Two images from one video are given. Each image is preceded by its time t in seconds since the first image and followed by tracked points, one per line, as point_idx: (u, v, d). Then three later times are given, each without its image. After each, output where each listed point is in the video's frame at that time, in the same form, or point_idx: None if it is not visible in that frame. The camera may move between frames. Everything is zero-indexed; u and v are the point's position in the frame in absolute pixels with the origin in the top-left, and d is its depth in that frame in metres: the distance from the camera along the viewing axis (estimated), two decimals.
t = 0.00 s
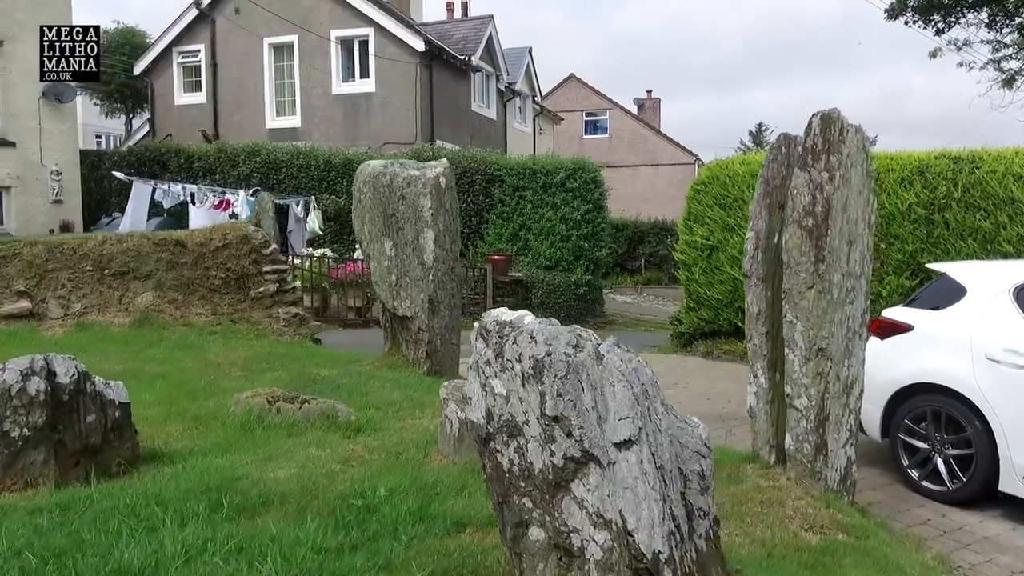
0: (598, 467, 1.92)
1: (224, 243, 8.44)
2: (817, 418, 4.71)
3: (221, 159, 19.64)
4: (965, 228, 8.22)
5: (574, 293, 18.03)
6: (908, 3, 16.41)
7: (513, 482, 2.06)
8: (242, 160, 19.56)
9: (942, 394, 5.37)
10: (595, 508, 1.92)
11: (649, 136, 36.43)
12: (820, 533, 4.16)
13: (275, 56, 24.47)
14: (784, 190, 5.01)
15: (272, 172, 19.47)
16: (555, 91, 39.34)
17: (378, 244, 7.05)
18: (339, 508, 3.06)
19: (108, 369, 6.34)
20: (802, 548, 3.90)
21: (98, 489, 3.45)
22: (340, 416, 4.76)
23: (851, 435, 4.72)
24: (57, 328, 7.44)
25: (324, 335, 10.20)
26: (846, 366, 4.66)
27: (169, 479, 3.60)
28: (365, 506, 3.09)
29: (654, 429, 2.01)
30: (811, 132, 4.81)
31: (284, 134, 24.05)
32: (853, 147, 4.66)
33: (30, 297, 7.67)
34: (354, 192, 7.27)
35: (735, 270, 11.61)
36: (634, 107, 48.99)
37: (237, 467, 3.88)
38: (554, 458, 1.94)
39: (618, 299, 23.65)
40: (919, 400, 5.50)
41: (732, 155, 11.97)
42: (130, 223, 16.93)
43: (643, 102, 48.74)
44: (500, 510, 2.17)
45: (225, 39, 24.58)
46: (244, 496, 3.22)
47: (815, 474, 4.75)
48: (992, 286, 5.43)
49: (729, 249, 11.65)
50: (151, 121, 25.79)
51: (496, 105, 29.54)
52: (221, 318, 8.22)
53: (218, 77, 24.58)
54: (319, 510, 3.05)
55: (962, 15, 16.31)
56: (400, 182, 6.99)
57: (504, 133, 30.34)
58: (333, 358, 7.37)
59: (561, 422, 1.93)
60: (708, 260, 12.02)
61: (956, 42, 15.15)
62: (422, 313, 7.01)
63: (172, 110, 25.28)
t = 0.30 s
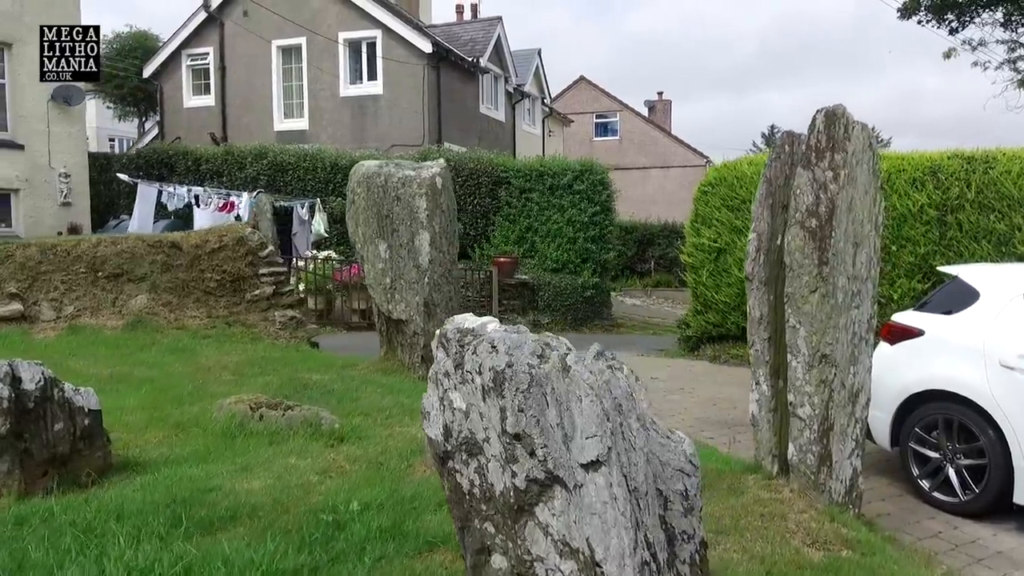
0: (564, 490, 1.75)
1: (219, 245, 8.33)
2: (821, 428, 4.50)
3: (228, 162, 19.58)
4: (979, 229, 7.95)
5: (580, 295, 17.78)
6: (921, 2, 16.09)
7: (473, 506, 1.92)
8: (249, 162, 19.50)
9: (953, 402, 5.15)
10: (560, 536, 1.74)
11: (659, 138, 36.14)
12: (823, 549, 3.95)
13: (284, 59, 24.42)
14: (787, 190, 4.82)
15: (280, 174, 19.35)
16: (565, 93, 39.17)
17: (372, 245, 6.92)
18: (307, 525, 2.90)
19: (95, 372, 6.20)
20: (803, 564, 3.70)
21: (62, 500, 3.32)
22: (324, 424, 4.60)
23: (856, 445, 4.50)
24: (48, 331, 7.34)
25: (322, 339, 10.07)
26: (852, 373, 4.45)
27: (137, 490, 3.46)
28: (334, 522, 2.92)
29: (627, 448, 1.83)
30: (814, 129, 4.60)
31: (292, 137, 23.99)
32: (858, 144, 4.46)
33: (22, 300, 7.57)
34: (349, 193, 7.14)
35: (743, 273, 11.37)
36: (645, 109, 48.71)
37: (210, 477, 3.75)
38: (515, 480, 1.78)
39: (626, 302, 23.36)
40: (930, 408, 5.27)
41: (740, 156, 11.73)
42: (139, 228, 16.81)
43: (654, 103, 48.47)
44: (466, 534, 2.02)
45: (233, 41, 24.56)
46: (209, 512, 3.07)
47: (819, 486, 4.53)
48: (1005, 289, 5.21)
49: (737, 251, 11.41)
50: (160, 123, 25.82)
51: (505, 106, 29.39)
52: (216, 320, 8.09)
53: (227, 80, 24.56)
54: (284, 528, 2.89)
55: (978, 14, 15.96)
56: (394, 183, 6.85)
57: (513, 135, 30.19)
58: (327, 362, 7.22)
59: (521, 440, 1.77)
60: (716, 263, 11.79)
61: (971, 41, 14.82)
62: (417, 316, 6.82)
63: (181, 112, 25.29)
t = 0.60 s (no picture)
0: (532, 542, 1.58)
1: (216, 253, 8.17)
2: (833, 449, 4.24)
3: (236, 168, 19.50)
4: (998, 236, 7.66)
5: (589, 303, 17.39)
6: (936, 5, 15.77)
7: (434, 556, 1.80)
8: (257, 168, 19.42)
9: (972, 418, 4.88)
10: None
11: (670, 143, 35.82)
12: None
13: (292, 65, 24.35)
14: (795, 197, 4.59)
15: (286, 181, 19.26)
16: (575, 99, 38.98)
17: (367, 254, 6.72)
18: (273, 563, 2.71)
19: (82, 384, 6.03)
20: None
21: (20, 527, 3.13)
22: (308, 443, 4.42)
23: (869, 467, 4.26)
24: (39, 341, 7.20)
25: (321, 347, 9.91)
26: (865, 392, 4.21)
27: (102, 515, 3.28)
28: (302, 558, 2.72)
29: (605, 494, 1.67)
30: (823, 133, 4.36)
31: (300, 143, 23.91)
32: (871, 148, 4.22)
33: (14, 308, 7.44)
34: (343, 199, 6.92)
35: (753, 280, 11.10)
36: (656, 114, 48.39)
37: (182, 501, 3.56)
38: (478, 531, 1.62)
39: (636, 309, 23.07)
40: (947, 424, 4.99)
41: (752, 161, 11.44)
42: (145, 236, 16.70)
43: (666, 108, 48.14)
44: None
45: (243, 48, 24.52)
46: (172, 545, 2.88)
47: (830, 510, 4.28)
48: None
49: (747, 259, 11.15)
50: (169, 130, 25.82)
51: (514, 112, 29.22)
52: (212, 330, 7.92)
53: (236, 86, 24.51)
54: (248, 566, 2.70)
55: (995, 17, 15.62)
56: (390, 189, 6.65)
57: (522, 141, 30.02)
58: (323, 374, 7.04)
59: (483, 484, 1.61)
60: (725, 270, 11.52)
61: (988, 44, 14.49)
62: (413, 326, 6.60)
63: (191, 119, 25.27)
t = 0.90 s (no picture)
0: None
1: (214, 258, 8.03)
2: (844, 467, 4.01)
3: (245, 174, 19.46)
4: (1020, 242, 7.38)
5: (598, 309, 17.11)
6: (952, 8, 15.46)
7: None
8: (266, 174, 19.36)
9: (992, 432, 4.62)
10: None
11: (682, 149, 35.50)
12: None
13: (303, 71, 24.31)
14: (804, 201, 4.37)
15: (295, 186, 19.17)
16: (586, 104, 38.79)
17: (363, 260, 6.56)
18: None
19: (70, 393, 5.88)
20: None
21: None
22: (292, 457, 4.24)
23: (882, 486, 4.03)
24: (32, 348, 7.09)
25: (322, 355, 9.75)
26: (878, 407, 3.97)
27: (66, 535, 3.11)
28: None
29: (572, 538, 1.65)
30: (834, 133, 4.14)
31: (310, 149, 23.86)
32: (885, 149, 3.98)
33: (8, 315, 7.34)
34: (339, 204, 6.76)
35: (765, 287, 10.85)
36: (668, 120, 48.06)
37: (154, 520, 3.39)
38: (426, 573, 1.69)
39: (647, 316, 22.77)
40: (965, 438, 4.74)
41: (763, 166, 11.22)
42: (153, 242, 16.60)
43: (678, 114, 47.81)
44: None
45: (253, 54, 24.52)
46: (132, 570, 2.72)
47: (841, 532, 4.04)
48: None
49: (758, 265, 10.91)
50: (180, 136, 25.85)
51: (524, 117, 29.07)
52: (208, 337, 7.79)
53: (246, 92, 24.51)
54: None
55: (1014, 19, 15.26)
56: (387, 194, 6.45)
57: (532, 146, 29.85)
58: (321, 383, 6.89)
59: (429, 525, 1.67)
60: (736, 277, 11.28)
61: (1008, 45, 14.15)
62: (411, 334, 6.43)
63: (201, 124, 25.29)
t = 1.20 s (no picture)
0: None
1: (212, 261, 7.93)
2: (848, 482, 3.80)
3: (255, 177, 19.44)
4: None
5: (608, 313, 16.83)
6: (970, 7, 15.11)
7: None
8: (275, 177, 19.31)
9: (1008, 444, 4.39)
10: None
11: (696, 152, 35.15)
12: None
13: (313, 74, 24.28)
14: (808, 202, 4.18)
15: (304, 190, 19.12)
16: (598, 107, 38.58)
17: (358, 263, 6.40)
18: None
19: (60, 399, 5.79)
20: None
21: None
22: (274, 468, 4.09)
23: (890, 502, 3.83)
24: (25, 353, 7.02)
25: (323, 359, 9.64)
26: (885, 418, 3.78)
27: (27, 551, 3.00)
28: None
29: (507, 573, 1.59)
30: (839, 131, 3.94)
31: (320, 152, 23.84)
32: (893, 148, 3.78)
33: (3, 318, 7.27)
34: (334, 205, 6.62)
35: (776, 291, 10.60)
36: (682, 122, 47.67)
37: (124, 533, 3.26)
38: None
39: (659, 320, 22.49)
40: (980, 449, 4.52)
41: (773, 168, 10.98)
42: (161, 245, 16.57)
43: (692, 116, 47.40)
44: None
45: (264, 57, 24.52)
46: None
47: (846, 550, 3.84)
48: None
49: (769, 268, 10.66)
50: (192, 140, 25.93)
51: (535, 120, 28.90)
52: (205, 342, 7.69)
53: (257, 95, 24.53)
54: None
55: None
56: (383, 196, 6.32)
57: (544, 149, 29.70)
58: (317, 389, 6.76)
59: (346, 563, 1.74)
60: (746, 281, 11.03)
61: None
62: (406, 339, 6.28)
63: (213, 128, 25.35)
